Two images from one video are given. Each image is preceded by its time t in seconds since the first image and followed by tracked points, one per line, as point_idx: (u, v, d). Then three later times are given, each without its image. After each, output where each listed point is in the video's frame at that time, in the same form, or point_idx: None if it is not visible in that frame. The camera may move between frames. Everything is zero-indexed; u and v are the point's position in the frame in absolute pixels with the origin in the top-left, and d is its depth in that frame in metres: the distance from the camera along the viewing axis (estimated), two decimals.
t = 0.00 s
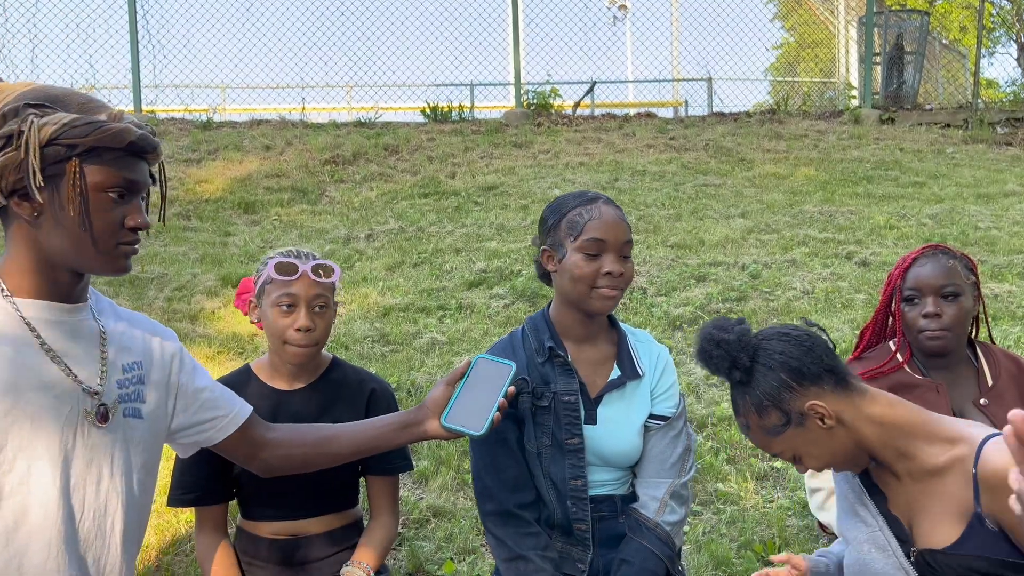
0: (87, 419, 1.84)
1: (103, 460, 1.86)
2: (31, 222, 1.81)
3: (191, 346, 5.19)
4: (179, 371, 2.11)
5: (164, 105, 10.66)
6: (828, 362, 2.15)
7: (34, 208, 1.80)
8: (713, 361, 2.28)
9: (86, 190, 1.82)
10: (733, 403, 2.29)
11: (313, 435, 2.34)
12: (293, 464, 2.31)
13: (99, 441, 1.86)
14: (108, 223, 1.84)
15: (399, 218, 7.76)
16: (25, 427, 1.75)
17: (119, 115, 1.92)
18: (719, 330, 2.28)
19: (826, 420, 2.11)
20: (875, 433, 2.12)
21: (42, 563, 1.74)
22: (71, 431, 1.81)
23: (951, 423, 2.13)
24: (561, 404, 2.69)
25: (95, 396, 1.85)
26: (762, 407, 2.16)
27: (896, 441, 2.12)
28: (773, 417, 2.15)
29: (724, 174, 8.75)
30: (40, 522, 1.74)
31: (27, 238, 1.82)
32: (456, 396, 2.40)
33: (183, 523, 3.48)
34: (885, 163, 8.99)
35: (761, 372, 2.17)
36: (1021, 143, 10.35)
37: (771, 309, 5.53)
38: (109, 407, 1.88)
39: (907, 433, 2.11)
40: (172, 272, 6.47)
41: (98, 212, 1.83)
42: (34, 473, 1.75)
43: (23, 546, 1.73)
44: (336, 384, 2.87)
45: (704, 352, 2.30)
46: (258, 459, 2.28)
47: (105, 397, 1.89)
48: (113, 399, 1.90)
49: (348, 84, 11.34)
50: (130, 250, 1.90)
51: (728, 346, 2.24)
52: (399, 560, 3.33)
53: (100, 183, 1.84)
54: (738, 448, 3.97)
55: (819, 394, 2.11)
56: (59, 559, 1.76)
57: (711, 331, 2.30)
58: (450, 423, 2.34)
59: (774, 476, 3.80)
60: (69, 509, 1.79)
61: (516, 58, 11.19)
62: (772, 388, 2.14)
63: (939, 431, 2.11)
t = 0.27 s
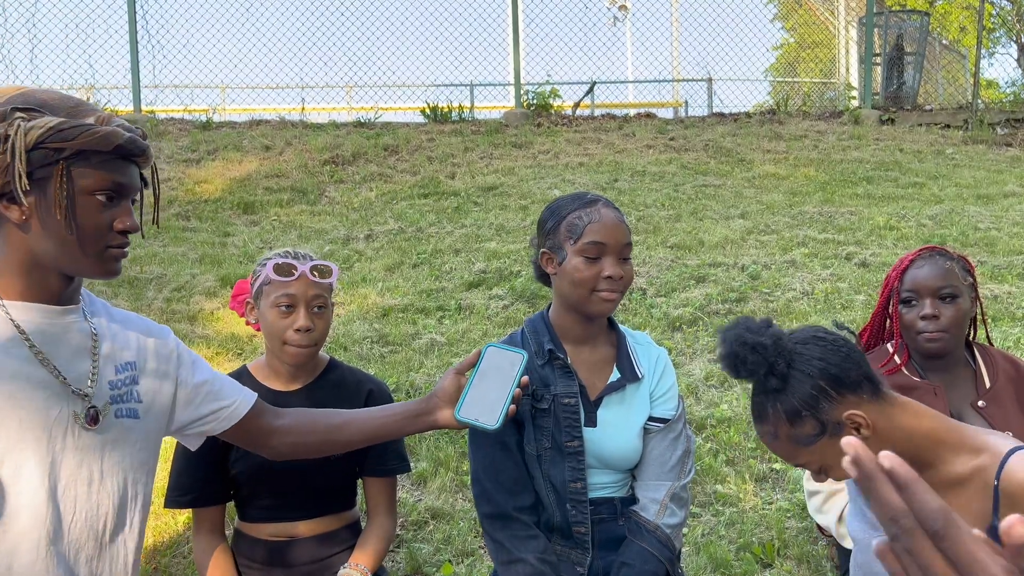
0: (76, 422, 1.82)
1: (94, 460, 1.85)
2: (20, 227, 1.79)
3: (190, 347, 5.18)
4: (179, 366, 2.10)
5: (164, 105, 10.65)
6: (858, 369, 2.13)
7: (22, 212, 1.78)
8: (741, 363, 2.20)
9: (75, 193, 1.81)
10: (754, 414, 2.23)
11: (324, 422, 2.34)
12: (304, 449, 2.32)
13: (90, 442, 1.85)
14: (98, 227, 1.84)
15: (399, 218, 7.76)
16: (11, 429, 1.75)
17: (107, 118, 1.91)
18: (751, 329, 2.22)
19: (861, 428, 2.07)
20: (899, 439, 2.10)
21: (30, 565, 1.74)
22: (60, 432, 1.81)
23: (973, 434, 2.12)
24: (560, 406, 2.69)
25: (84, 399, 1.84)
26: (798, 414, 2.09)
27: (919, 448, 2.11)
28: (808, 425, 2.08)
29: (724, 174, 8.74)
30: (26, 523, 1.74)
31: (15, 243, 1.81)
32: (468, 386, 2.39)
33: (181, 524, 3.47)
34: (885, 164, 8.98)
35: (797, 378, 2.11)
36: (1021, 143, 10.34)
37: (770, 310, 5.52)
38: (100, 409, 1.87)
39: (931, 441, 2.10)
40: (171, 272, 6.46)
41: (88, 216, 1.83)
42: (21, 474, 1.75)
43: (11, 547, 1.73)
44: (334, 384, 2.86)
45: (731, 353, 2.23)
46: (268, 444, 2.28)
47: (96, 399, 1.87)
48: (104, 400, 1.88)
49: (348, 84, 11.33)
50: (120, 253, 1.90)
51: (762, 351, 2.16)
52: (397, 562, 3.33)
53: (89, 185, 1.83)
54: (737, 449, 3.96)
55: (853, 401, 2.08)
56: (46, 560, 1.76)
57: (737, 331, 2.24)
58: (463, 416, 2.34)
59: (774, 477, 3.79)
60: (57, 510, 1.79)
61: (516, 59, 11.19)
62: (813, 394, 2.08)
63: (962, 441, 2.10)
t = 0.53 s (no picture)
0: (71, 420, 1.83)
1: (91, 458, 1.85)
2: (38, 225, 1.79)
3: (189, 348, 5.18)
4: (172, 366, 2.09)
5: (163, 106, 10.64)
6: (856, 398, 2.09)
7: (41, 210, 1.79)
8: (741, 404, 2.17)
9: (96, 195, 1.85)
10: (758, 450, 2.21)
11: (321, 416, 2.35)
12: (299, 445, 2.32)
13: (86, 440, 1.85)
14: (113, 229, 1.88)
15: (398, 219, 7.76)
16: (5, 429, 1.75)
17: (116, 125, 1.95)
18: (745, 378, 2.21)
19: (871, 453, 2.04)
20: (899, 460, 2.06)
21: (27, 563, 1.75)
22: (55, 430, 1.81)
23: (971, 446, 2.04)
24: (563, 407, 2.69)
25: (79, 397, 1.84)
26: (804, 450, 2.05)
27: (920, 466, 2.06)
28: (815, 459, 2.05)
29: (723, 175, 8.74)
30: (22, 522, 1.75)
31: (29, 240, 1.80)
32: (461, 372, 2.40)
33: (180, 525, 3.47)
34: (884, 164, 8.99)
35: (799, 418, 2.07)
36: (1019, 144, 10.35)
37: (769, 311, 5.53)
38: (95, 407, 1.87)
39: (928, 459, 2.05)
40: (171, 274, 6.46)
41: (105, 218, 1.86)
42: (17, 474, 1.75)
43: (9, 545, 1.74)
44: (333, 385, 2.86)
45: (729, 401, 2.21)
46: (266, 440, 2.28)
47: (91, 397, 1.87)
48: (99, 399, 1.88)
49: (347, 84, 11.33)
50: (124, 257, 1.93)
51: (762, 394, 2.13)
52: (397, 563, 3.33)
53: (107, 188, 1.87)
54: (737, 450, 3.97)
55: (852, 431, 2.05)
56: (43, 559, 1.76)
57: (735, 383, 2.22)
58: (457, 400, 2.34)
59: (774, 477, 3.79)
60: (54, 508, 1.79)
61: (515, 60, 11.19)
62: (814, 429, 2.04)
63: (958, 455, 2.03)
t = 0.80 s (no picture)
0: (82, 419, 1.83)
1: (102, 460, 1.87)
2: (58, 223, 1.81)
3: (191, 349, 5.18)
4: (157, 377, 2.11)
5: (164, 107, 10.65)
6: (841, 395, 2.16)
7: (62, 210, 1.81)
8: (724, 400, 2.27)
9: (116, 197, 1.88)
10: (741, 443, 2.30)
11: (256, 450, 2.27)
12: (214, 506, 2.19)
13: (97, 442, 1.87)
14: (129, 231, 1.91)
15: (399, 220, 7.77)
16: (22, 431, 1.75)
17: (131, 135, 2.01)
18: (731, 376, 2.29)
19: (851, 448, 2.13)
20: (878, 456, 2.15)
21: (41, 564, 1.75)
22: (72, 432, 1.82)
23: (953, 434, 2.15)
24: (566, 406, 2.71)
25: (90, 397, 1.85)
26: (787, 444, 2.15)
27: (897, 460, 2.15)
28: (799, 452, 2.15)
29: (723, 175, 8.75)
30: (40, 522, 1.75)
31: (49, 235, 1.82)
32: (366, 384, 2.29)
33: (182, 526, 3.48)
34: (884, 165, 9.00)
35: (782, 413, 2.15)
36: (1019, 144, 10.35)
37: (770, 311, 5.54)
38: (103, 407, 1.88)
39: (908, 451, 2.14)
40: (172, 274, 6.46)
41: (122, 220, 1.89)
42: (32, 475, 1.75)
43: (19, 545, 1.74)
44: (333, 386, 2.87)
45: (717, 394, 2.29)
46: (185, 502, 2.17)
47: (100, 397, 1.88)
48: (107, 399, 1.90)
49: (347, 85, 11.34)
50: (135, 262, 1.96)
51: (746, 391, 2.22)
52: (399, 562, 3.34)
53: (123, 194, 1.91)
54: (737, 449, 3.97)
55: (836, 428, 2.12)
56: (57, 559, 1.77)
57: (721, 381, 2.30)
58: (363, 412, 2.21)
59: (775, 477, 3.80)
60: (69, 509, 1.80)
61: (515, 60, 11.20)
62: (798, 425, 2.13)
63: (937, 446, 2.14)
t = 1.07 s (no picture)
0: (89, 422, 2.07)
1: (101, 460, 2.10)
2: (70, 229, 2.01)
3: (191, 351, 5.19)
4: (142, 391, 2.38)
5: (163, 109, 10.65)
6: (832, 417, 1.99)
7: (75, 216, 2.01)
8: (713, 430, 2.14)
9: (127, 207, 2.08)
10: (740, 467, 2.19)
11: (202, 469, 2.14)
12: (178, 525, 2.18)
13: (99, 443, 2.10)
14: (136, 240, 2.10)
15: (398, 221, 7.78)
16: (36, 432, 1.97)
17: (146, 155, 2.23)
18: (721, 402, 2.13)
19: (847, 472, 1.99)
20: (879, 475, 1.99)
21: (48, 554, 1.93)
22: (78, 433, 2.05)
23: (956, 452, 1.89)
24: (565, 406, 2.71)
25: (96, 402, 2.10)
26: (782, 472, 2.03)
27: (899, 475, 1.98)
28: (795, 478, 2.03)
29: (722, 176, 8.76)
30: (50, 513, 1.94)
31: (64, 239, 2.01)
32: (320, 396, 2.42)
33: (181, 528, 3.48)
34: (883, 165, 9.00)
35: (773, 441, 2.01)
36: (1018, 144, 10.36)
37: (769, 311, 5.54)
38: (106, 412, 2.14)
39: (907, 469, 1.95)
40: (171, 276, 6.47)
41: (131, 230, 2.09)
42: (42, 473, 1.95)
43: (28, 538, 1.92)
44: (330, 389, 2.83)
45: (706, 428, 2.16)
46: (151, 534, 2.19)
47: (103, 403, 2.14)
48: (110, 406, 2.16)
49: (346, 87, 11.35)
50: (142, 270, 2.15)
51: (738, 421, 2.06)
52: (399, 564, 3.34)
53: (134, 204, 2.10)
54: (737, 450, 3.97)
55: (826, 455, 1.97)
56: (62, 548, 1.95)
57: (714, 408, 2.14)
58: (323, 432, 2.38)
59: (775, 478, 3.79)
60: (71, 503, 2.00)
61: (514, 61, 11.22)
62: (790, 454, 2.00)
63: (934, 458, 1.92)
